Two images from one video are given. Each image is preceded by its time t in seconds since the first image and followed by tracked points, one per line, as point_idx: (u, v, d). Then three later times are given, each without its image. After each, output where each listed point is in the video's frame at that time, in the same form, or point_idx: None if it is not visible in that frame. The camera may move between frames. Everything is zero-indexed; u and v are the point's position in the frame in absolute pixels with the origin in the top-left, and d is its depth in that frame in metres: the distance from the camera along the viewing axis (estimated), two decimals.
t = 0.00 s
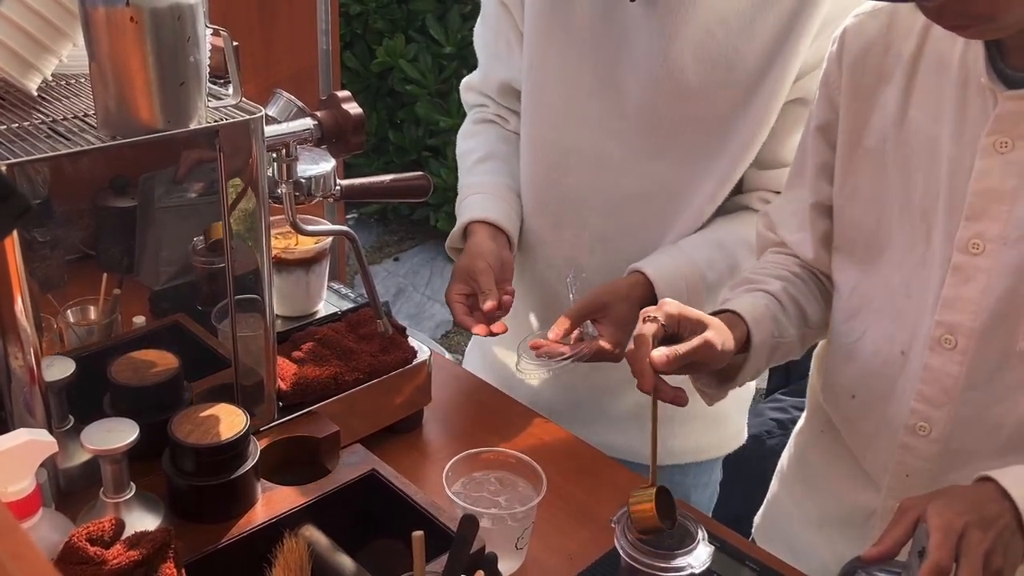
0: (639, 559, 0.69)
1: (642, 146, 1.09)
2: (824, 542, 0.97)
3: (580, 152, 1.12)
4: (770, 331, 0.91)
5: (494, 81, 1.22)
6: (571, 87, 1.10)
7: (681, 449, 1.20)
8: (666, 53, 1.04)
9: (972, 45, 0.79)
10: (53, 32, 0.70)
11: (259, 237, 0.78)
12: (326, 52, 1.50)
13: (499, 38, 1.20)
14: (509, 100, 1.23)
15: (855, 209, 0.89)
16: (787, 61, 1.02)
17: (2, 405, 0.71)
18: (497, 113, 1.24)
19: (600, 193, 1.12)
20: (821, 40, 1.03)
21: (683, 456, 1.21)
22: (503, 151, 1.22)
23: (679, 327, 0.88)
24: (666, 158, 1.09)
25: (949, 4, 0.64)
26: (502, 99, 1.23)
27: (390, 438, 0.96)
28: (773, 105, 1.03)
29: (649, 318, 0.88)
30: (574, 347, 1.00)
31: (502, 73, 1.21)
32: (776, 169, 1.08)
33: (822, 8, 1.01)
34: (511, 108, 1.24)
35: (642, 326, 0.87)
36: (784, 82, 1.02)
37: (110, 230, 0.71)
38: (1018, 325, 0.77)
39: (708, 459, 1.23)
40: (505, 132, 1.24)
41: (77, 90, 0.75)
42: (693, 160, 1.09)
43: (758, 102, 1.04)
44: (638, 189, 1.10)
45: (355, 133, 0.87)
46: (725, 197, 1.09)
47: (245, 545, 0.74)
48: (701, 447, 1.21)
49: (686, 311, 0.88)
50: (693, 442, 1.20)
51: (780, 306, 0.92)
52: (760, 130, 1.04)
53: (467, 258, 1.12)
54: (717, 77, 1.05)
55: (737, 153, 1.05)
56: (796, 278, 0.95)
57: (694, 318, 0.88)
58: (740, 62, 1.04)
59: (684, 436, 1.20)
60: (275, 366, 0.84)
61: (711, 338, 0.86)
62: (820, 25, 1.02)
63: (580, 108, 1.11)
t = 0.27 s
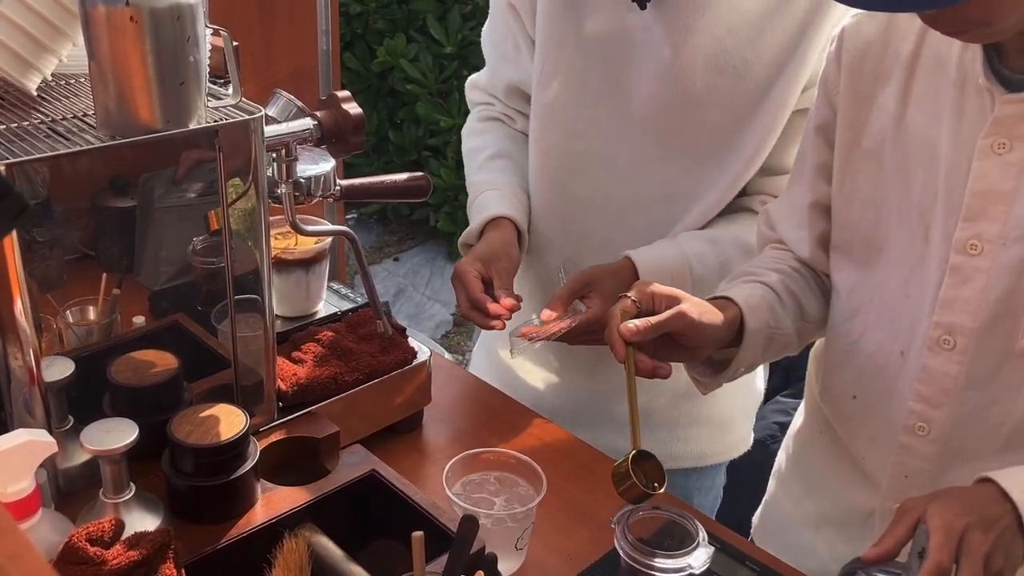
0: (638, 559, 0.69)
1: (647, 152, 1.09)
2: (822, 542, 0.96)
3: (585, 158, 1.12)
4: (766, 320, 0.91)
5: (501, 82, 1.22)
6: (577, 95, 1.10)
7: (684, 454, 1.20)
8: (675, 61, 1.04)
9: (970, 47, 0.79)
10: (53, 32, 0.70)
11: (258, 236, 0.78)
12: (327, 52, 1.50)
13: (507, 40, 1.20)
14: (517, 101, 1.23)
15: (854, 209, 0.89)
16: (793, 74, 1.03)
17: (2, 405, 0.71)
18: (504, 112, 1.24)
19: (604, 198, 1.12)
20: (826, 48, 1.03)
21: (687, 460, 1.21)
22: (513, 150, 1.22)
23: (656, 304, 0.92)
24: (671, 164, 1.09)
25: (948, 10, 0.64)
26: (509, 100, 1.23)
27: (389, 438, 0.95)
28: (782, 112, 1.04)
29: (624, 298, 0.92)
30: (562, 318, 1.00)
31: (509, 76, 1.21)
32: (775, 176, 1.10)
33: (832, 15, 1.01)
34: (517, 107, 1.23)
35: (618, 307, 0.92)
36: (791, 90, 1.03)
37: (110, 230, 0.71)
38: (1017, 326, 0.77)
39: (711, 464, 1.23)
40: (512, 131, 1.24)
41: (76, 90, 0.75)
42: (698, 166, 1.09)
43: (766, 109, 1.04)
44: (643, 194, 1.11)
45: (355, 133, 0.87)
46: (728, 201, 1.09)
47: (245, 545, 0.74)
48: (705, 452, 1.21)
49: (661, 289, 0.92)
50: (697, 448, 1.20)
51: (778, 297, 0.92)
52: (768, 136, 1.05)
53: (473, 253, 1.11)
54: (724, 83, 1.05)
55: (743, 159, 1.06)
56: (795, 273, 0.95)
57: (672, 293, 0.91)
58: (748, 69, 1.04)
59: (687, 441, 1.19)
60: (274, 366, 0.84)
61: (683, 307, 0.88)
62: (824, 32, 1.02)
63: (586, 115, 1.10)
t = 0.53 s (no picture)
0: (639, 559, 0.69)
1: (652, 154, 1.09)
2: (822, 542, 0.96)
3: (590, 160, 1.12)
4: (763, 321, 0.91)
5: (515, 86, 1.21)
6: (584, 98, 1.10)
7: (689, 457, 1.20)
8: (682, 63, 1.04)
9: (971, 49, 0.79)
10: (52, 32, 0.70)
11: (258, 236, 0.77)
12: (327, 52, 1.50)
13: (517, 43, 1.19)
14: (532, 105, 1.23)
15: (855, 210, 0.89)
16: (798, 79, 1.02)
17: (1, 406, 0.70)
18: (518, 116, 1.23)
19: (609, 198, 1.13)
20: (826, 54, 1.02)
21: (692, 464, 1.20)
22: (525, 153, 1.22)
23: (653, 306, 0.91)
24: (676, 166, 1.09)
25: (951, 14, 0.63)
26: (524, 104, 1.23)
27: (389, 438, 0.95)
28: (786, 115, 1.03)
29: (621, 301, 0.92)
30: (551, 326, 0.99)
31: (522, 80, 1.20)
32: (778, 178, 1.08)
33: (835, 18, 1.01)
34: (532, 111, 1.23)
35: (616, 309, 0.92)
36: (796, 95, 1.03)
37: (109, 230, 0.71)
38: (1018, 328, 0.76)
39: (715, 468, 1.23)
40: (526, 135, 1.23)
41: (76, 90, 0.75)
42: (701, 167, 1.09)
43: (769, 112, 1.04)
44: (647, 195, 1.12)
45: (355, 133, 0.87)
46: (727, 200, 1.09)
47: (245, 546, 0.74)
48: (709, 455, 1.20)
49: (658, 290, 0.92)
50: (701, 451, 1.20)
51: (777, 298, 0.92)
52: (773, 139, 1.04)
53: (483, 257, 1.11)
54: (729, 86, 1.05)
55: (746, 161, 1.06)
56: (796, 274, 0.95)
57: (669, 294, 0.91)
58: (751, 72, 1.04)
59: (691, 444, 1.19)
60: (274, 367, 0.84)
61: (680, 308, 0.88)
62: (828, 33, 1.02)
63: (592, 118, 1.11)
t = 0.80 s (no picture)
0: (640, 560, 0.69)
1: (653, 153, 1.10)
2: (824, 543, 0.96)
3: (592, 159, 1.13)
4: (766, 321, 0.91)
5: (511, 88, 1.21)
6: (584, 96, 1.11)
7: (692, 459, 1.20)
8: (681, 63, 1.05)
9: (973, 50, 0.79)
10: (54, 33, 0.70)
11: (260, 236, 0.78)
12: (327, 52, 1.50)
13: (514, 46, 1.19)
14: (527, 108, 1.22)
15: (856, 210, 0.89)
16: (795, 80, 1.02)
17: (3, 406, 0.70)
18: (513, 119, 1.23)
19: (611, 197, 1.13)
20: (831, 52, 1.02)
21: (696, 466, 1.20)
22: (520, 154, 1.21)
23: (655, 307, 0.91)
24: (677, 165, 1.10)
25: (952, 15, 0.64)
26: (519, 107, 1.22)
27: (391, 439, 0.95)
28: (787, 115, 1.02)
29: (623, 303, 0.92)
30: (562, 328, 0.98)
31: (518, 83, 1.20)
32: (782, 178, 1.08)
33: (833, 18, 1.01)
34: (527, 114, 1.22)
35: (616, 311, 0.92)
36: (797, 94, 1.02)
37: (111, 230, 0.71)
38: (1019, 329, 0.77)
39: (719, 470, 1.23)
40: (521, 137, 1.22)
41: (77, 91, 0.75)
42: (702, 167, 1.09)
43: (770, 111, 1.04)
44: (649, 194, 1.12)
45: (356, 134, 0.87)
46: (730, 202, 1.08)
47: (247, 546, 0.74)
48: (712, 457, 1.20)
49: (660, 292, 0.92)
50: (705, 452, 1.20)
51: (779, 299, 0.92)
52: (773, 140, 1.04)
53: (479, 244, 1.11)
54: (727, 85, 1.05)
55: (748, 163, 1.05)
56: (798, 274, 0.95)
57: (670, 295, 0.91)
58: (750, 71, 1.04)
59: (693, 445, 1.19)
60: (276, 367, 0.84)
61: (681, 308, 0.88)
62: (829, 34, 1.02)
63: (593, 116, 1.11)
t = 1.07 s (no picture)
0: (640, 560, 0.69)
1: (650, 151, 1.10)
2: (824, 543, 0.96)
3: (590, 156, 1.13)
4: (782, 321, 0.91)
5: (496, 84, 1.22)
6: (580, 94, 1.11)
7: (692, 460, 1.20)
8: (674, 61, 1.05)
9: (973, 50, 0.79)
10: (54, 34, 0.71)
11: (260, 236, 0.77)
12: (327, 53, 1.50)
13: (501, 45, 1.20)
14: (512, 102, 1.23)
15: (856, 210, 0.89)
16: (789, 75, 1.02)
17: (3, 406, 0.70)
18: (499, 113, 1.24)
19: (610, 195, 1.13)
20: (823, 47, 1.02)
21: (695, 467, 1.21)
22: (504, 144, 1.22)
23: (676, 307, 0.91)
24: (675, 163, 1.10)
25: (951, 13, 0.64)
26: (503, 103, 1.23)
27: (390, 439, 0.96)
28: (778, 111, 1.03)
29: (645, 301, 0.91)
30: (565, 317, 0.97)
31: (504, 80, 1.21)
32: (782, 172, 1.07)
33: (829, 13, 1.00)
34: (513, 109, 1.24)
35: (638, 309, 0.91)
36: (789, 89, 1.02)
37: (111, 231, 0.71)
38: (1019, 328, 0.77)
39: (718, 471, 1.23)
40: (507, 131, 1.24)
41: (77, 91, 0.75)
42: (699, 163, 1.09)
43: (762, 107, 1.04)
44: (648, 191, 1.12)
45: (356, 134, 0.87)
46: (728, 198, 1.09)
47: (246, 547, 0.74)
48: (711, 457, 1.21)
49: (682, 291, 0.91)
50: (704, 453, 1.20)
51: (791, 298, 0.92)
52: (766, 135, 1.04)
53: (457, 215, 1.13)
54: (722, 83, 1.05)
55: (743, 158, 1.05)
56: (808, 274, 0.95)
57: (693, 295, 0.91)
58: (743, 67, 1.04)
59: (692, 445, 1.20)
60: (275, 367, 0.84)
61: (707, 307, 0.88)
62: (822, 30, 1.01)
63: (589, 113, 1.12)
